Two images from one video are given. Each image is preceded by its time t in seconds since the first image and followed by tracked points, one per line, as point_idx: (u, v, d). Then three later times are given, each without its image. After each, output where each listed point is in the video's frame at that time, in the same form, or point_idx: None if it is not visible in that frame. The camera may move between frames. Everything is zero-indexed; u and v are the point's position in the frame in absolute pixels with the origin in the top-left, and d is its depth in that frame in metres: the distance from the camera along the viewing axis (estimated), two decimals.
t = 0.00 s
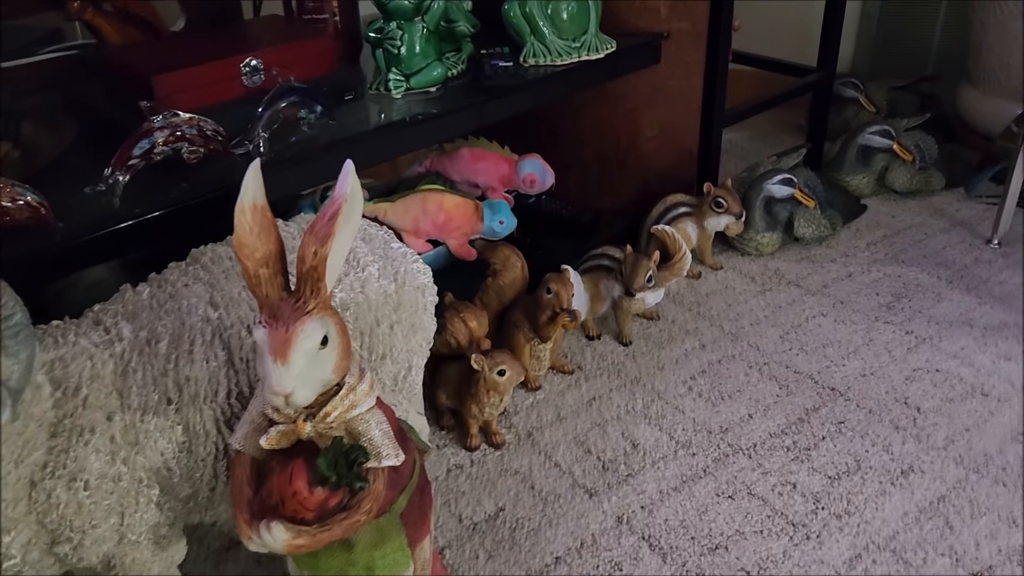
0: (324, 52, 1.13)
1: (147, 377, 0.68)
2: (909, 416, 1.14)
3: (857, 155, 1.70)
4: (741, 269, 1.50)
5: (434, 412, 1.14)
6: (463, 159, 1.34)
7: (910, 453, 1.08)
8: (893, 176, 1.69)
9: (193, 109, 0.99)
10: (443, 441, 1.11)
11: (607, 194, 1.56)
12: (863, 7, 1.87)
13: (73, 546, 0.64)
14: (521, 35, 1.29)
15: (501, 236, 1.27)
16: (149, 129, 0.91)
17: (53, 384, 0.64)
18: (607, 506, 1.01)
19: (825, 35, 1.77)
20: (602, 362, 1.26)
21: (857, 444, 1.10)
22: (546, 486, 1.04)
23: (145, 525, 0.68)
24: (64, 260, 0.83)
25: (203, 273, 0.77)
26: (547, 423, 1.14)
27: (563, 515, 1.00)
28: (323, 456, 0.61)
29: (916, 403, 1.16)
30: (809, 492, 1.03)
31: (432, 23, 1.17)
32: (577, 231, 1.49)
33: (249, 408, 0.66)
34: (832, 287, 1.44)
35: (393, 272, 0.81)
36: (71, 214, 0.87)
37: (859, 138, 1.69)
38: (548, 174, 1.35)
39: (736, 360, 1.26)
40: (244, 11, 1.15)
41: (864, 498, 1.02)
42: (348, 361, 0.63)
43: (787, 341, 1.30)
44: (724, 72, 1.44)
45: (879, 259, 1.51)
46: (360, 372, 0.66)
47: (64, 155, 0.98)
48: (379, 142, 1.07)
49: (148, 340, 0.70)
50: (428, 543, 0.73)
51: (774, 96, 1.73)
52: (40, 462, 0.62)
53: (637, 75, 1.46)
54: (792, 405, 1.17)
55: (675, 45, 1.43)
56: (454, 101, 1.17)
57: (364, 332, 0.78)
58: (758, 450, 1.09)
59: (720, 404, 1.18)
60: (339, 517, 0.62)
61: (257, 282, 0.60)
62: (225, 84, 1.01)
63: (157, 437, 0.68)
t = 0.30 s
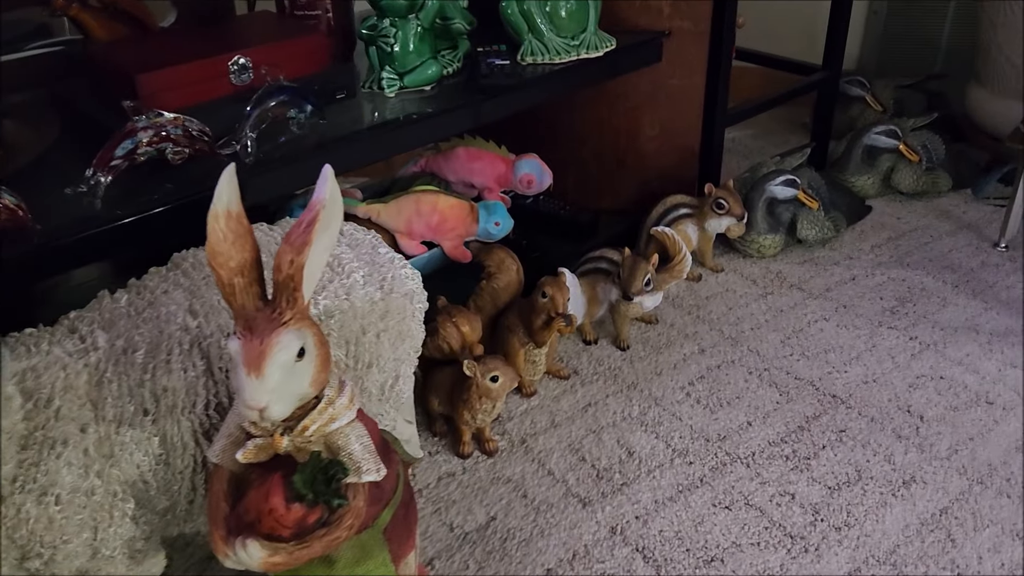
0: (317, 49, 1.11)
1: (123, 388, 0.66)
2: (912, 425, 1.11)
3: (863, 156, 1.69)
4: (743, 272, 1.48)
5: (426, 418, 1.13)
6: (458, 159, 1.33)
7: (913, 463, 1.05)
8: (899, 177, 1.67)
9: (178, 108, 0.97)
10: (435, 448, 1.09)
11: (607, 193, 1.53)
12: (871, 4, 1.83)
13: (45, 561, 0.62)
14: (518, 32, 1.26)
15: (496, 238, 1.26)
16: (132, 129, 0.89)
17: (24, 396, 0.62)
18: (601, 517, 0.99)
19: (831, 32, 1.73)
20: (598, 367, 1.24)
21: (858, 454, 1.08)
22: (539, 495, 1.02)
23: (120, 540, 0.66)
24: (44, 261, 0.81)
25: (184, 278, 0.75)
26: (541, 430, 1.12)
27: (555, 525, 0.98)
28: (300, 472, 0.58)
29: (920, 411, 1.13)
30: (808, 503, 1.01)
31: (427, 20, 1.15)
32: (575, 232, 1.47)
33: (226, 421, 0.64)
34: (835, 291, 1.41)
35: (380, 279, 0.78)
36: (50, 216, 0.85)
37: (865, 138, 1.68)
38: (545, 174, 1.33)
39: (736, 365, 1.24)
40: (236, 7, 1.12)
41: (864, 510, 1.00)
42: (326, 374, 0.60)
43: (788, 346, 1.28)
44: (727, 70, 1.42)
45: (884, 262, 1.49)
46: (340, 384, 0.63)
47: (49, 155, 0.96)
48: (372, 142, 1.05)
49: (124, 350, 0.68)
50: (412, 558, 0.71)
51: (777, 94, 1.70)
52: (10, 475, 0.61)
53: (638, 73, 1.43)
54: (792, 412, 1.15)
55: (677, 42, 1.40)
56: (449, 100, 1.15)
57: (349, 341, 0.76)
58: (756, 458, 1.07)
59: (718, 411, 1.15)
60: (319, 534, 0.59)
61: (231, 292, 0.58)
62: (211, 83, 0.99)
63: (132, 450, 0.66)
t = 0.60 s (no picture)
0: (309, 45, 1.09)
1: (100, 393, 0.64)
2: (915, 432, 1.09)
3: (868, 155, 1.66)
4: (745, 273, 1.46)
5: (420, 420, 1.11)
6: (455, 157, 1.32)
7: (914, 471, 1.03)
8: (905, 176, 1.64)
9: (166, 105, 0.96)
10: (428, 451, 1.08)
11: (606, 192, 1.52)
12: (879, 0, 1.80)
13: (17, 571, 0.61)
14: (517, 28, 1.24)
15: (493, 238, 1.24)
16: (118, 127, 0.88)
17: None
18: (595, 523, 0.97)
19: (837, 29, 1.70)
20: (595, 370, 1.23)
21: (859, 461, 1.05)
22: (532, 500, 1.00)
23: (97, 548, 0.65)
24: (25, 263, 0.79)
25: (165, 280, 0.73)
26: (536, 434, 1.11)
27: (547, 532, 0.96)
28: (275, 483, 0.57)
29: (923, 417, 1.11)
30: (806, 511, 0.99)
31: (422, 16, 1.13)
32: (575, 231, 1.45)
33: (205, 426, 0.62)
34: (838, 293, 1.39)
35: (368, 281, 0.76)
36: (33, 215, 0.83)
37: (871, 137, 1.64)
38: (543, 173, 1.32)
39: (736, 368, 1.22)
40: None
41: (864, 519, 0.98)
42: (306, 380, 0.58)
43: (789, 349, 1.26)
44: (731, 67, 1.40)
45: (889, 264, 1.46)
46: (321, 391, 0.61)
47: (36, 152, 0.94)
48: (366, 139, 1.03)
49: (102, 354, 0.66)
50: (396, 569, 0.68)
51: (782, 92, 1.67)
52: None
53: (639, 70, 1.41)
54: (792, 417, 1.13)
55: (680, 39, 1.38)
56: (445, 97, 1.12)
57: (335, 344, 0.74)
58: (754, 465, 1.05)
59: (717, 416, 1.13)
60: (297, 546, 0.57)
61: (207, 296, 0.56)
62: (200, 80, 0.98)
63: (109, 456, 0.64)
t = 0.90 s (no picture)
0: (301, 39, 1.06)
1: (68, 398, 0.62)
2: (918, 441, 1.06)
3: (878, 153, 1.65)
4: (748, 274, 1.43)
5: (411, 422, 1.09)
6: (452, 153, 1.29)
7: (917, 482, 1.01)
8: (915, 176, 1.60)
9: (152, 100, 0.93)
10: (418, 454, 1.06)
11: (607, 189, 1.50)
12: None
13: None
14: (515, 23, 1.21)
15: (489, 235, 1.22)
16: (101, 121, 0.85)
17: None
18: (585, 531, 0.95)
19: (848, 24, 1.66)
20: (592, 371, 1.20)
21: (859, 471, 1.03)
22: (522, 506, 0.98)
23: (64, 556, 0.64)
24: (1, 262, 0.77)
25: (140, 281, 0.71)
26: (529, 437, 1.09)
27: (537, 539, 0.94)
28: (239, 495, 0.54)
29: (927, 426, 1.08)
30: (803, 522, 0.96)
31: (416, 10, 1.10)
32: (575, 229, 1.43)
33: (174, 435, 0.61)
34: (843, 295, 1.36)
35: (349, 284, 0.74)
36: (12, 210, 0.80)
37: (880, 135, 1.64)
38: (542, 169, 1.29)
39: (735, 372, 1.19)
40: None
41: (863, 531, 0.95)
42: (275, 388, 0.56)
43: (790, 352, 1.23)
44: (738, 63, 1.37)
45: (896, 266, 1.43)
46: (293, 398, 0.59)
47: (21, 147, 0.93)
48: (356, 135, 1.00)
49: (70, 357, 0.64)
50: None
51: (789, 88, 1.63)
52: None
53: (642, 66, 1.38)
54: (791, 424, 1.10)
55: (684, 34, 1.34)
56: (440, 92, 1.09)
57: (314, 348, 0.72)
58: (751, 472, 1.03)
59: (714, 421, 1.11)
60: (263, 560, 0.55)
61: (171, 300, 0.54)
62: (188, 74, 0.95)
63: (77, 462, 0.62)
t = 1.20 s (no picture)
0: (295, 35, 1.04)
1: (41, 401, 0.61)
2: (919, 449, 1.04)
3: (885, 153, 1.58)
4: (750, 275, 1.40)
5: (403, 424, 1.08)
6: (450, 151, 1.28)
7: (917, 491, 0.99)
8: (922, 177, 1.57)
9: (139, 96, 0.92)
10: (410, 456, 1.04)
11: (608, 188, 1.49)
12: None
13: None
14: (514, 19, 1.19)
15: (486, 235, 1.21)
16: (87, 118, 0.83)
17: None
18: (576, 537, 0.94)
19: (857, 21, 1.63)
20: (588, 374, 1.19)
21: (858, 479, 1.00)
22: (513, 511, 0.97)
23: (36, 562, 0.63)
24: None
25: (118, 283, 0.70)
26: (522, 440, 1.07)
27: (527, 546, 0.93)
28: (205, 506, 0.53)
29: (928, 434, 1.06)
30: (799, 531, 0.94)
31: (411, 5, 1.08)
32: (574, 229, 1.41)
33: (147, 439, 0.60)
34: (847, 298, 1.33)
35: (329, 285, 0.72)
36: None
37: (887, 135, 1.57)
38: (541, 168, 1.27)
39: (734, 376, 1.17)
40: None
41: (861, 541, 0.93)
42: (245, 395, 0.55)
43: (791, 356, 1.21)
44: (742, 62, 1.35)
45: (902, 268, 1.40)
46: (267, 404, 0.58)
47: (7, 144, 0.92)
48: (347, 134, 0.98)
49: (44, 360, 0.62)
50: None
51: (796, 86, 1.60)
52: None
53: (644, 63, 1.35)
54: (791, 430, 1.08)
55: (687, 31, 1.32)
56: (435, 90, 1.08)
57: (296, 352, 0.70)
58: (747, 479, 1.00)
59: (711, 425, 1.09)
60: (233, 570, 0.54)
61: (138, 305, 0.53)
62: (178, 70, 0.94)
63: (50, 467, 0.61)
